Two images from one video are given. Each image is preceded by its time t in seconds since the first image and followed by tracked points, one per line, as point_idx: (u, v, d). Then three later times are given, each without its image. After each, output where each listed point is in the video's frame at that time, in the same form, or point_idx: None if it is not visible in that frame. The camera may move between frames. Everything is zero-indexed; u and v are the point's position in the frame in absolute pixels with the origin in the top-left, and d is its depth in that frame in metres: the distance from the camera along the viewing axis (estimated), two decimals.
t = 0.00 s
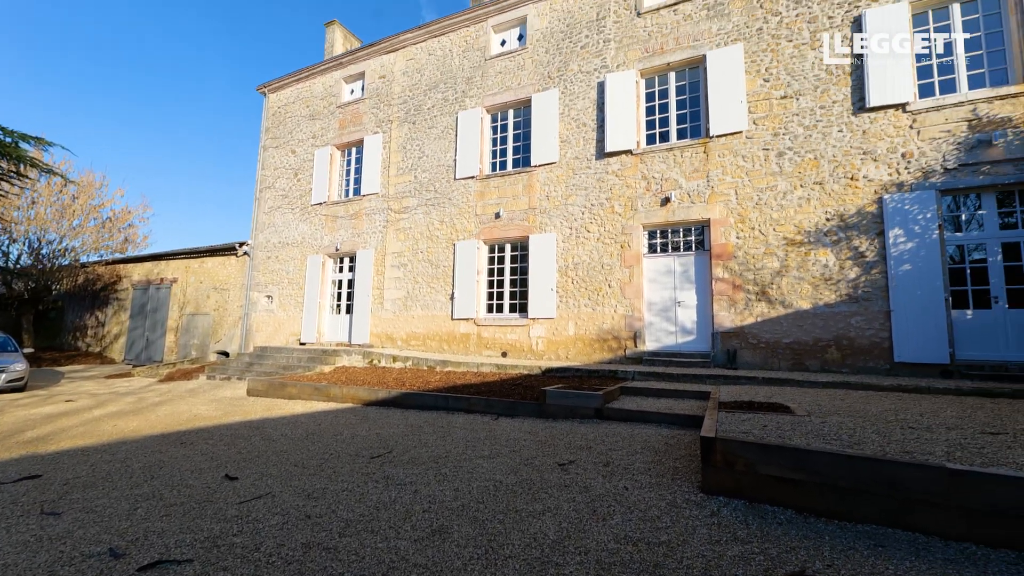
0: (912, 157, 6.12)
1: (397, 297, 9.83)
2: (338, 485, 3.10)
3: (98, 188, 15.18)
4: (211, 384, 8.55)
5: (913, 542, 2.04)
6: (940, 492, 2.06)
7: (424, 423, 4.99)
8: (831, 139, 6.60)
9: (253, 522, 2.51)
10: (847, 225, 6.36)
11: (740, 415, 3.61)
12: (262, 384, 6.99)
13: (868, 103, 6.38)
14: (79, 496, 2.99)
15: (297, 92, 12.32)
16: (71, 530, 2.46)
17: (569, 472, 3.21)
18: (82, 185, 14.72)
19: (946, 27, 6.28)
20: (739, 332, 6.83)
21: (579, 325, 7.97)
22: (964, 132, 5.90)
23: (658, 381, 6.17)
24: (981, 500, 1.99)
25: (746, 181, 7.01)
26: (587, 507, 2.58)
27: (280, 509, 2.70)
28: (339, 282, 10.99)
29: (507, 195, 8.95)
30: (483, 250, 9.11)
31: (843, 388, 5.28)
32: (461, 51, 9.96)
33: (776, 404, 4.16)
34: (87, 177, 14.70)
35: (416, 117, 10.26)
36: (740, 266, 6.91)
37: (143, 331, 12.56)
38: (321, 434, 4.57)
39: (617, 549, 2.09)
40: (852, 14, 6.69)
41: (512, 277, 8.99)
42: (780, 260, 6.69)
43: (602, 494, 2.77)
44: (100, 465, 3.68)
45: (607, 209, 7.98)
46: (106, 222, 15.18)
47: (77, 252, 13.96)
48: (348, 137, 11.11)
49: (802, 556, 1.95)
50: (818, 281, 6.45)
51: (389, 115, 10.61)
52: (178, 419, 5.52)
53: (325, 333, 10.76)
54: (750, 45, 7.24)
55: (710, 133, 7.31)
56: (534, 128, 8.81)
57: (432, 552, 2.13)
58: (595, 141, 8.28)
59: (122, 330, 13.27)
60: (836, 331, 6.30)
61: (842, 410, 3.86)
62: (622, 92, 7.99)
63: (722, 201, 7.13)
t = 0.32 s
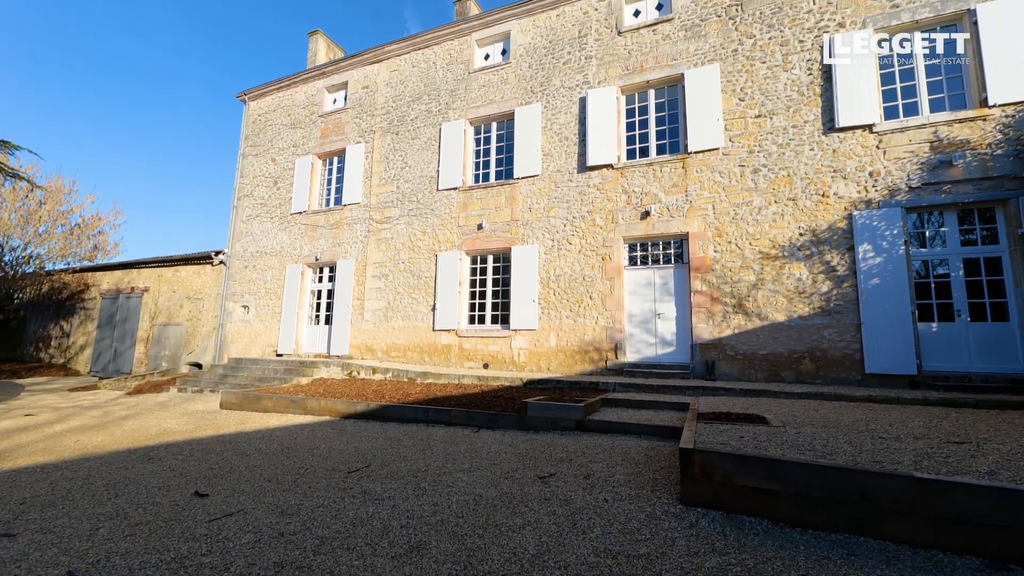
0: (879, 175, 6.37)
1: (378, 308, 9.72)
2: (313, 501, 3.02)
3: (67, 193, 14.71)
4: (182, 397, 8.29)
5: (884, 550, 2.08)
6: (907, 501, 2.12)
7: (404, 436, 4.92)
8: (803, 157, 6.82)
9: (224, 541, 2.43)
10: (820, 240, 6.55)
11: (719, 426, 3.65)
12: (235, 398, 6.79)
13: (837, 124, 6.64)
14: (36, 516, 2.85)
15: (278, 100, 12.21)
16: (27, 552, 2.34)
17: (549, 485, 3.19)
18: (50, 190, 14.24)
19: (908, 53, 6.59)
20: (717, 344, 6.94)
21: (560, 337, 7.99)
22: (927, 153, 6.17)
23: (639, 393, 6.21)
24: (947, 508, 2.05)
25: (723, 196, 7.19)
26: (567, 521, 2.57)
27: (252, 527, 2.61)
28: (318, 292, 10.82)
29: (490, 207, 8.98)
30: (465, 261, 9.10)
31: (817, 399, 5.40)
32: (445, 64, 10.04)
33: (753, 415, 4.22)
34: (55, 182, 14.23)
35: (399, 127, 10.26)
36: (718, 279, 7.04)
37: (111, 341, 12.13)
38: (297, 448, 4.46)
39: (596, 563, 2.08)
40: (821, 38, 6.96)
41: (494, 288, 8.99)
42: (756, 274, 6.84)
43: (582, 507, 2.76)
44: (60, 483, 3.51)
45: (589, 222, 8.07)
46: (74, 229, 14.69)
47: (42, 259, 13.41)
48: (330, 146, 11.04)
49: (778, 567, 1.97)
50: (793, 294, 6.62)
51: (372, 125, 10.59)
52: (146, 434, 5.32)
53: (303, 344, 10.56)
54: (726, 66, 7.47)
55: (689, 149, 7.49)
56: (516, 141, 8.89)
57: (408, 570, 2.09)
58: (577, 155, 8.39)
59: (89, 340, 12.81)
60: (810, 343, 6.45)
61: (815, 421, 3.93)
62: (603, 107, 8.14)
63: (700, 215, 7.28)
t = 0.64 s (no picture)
0: (849, 191, 6.59)
1: (358, 317, 9.60)
2: (288, 516, 2.94)
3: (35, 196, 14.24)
4: (152, 408, 8.03)
5: (857, 558, 2.12)
6: (878, 509, 2.17)
7: (383, 448, 4.84)
8: (778, 173, 7.02)
9: (193, 559, 2.35)
10: (794, 253, 6.73)
11: (698, 436, 3.68)
12: (209, 409, 6.60)
13: (810, 141, 6.86)
14: None
15: (260, 105, 12.08)
16: None
17: (530, 497, 3.17)
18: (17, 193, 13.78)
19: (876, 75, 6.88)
20: (696, 354, 7.04)
21: (543, 347, 8.01)
22: (894, 170, 6.42)
23: (620, 403, 6.24)
24: (916, 516, 2.10)
25: (702, 209, 7.34)
26: (548, 533, 2.55)
27: (223, 544, 2.53)
28: (298, 300, 10.65)
29: (473, 216, 9.00)
30: (448, 270, 9.08)
31: (793, 409, 5.51)
32: (430, 74, 10.08)
33: (731, 424, 4.28)
34: (23, 184, 13.77)
35: (382, 136, 10.24)
36: (697, 290, 7.16)
37: (78, 350, 11.71)
38: (273, 461, 4.35)
39: None
40: (794, 59, 7.22)
41: (476, 297, 8.97)
42: (733, 285, 6.98)
43: (563, 518, 2.75)
44: (18, 500, 3.35)
45: (572, 232, 8.14)
46: (42, 233, 14.21)
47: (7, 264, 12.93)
48: (312, 153, 10.94)
49: None
50: (769, 305, 6.76)
51: (355, 133, 10.54)
52: (112, 447, 5.13)
53: (281, 353, 10.34)
54: (705, 83, 7.67)
55: (669, 163, 7.64)
56: (500, 152, 8.95)
57: None
58: (560, 167, 8.49)
59: (54, 349, 12.34)
60: (786, 353, 6.59)
61: (791, 430, 4.00)
62: (586, 120, 8.27)
63: (680, 227, 7.42)
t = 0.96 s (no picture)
0: (819, 206, 6.82)
1: (336, 325, 9.45)
2: (259, 530, 2.86)
3: None
4: (116, 419, 7.71)
5: (826, 563, 2.17)
6: (846, 514, 2.22)
7: (359, 458, 4.75)
8: (752, 187, 7.22)
9: None
10: (767, 264, 6.91)
11: (674, 444, 3.72)
12: (176, 420, 6.38)
13: (781, 157, 7.09)
14: None
15: (237, 109, 11.88)
16: None
17: (509, 507, 3.15)
18: None
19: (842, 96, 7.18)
20: (674, 363, 7.14)
21: (523, 356, 8.01)
22: (860, 187, 6.68)
23: (599, 411, 6.28)
24: (881, 521, 2.17)
25: (679, 220, 7.49)
26: (526, 544, 2.54)
27: (188, 561, 2.44)
28: (273, 308, 10.43)
29: (454, 225, 8.98)
30: (428, 278, 9.02)
31: (766, 417, 5.62)
32: (412, 82, 10.09)
33: (707, 433, 4.34)
34: None
35: (363, 142, 10.18)
36: (674, 300, 7.28)
37: (36, 358, 11.20)
38: (243, 474, 4.22)
39: None
40: (767, 78, 7.47)
41: (457, 306, 8.93)
42: (709, 295, 7.12)
43: (541, 529, 2.74)
44: None
45: (552, 242, 8.20)
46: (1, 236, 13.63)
47: None
48: (291, 158, 10.79)
49: None
50: (743, 315, 6.92)
51: (336, 139, 10.45)
52: (71, 460, 4.90)
53: (254, 362, 10.09)
54: (682, 98, 7.87)
55: (648, 175, 7.79)
56: (482, 161, 8.99)
57: None
58: (541, 177, 8.56)
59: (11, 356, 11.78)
60: (759, 362, 6.74)
61: (764, 438, 4.08)
62: (567, 131, 8.38)
63: (658, 238, 7.55)
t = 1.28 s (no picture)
0: (793, 217, 7.01)
1: (314, 330, 9.29)
2: (231, 542, 2.78)
3: None
4: (80, 428, 7.41)
5: (800, 567, 2.22)
6: (818, 518, 2.27)
7: (336, 467, 4.66)
8: (729, 198, 7.39)
9: None
10: (744, 273, 7.06)
11: (653, 451, 3.76)
12: (145, 428, 6.17)
13: (758, 169, 7.27)
14: None
15: (215, 109, 11.66)
16: None
17: (488, 515, 3.13)
18: None
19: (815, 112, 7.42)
20: (653, 370, 7.21)
21: (504, 362, 7.99)
22: (832, 199, 6.89)
23: (579, 418, 6.30)
24: (852, 526, 2.22)
25: (659, 229, 7.60)
26: (505, 552, 2.52)
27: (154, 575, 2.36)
28: (250, 312, 10.20)
29: (437, 230, 8.95)
30: (409, 283, 8.96)
31: (743, 423, 5.72)
32: (395, 87, 10.06)
33: (685, 439, 4.39)
34: None
35: (345, 146, 10.09)
36: (654, 307, 7.37)
37: None
38: (215, 483, 4.10)
39: None
40: (743, 92, 7.68)
41: (438, 312, 8.88)
42: (688, 303, 7.24)
43: (521, 537, 2.73)
44: None
45: (534, 249, 8.23)
46: None
47: None
48: (270, 161, 10.63)
49: None
50: (721, 323, 7.04)
51: (317, 142, 10.33)
52: (30, 471, 4.68)
53: (229, 368, 9.84)
54: (662, 110, 8.03)
55: (629, 184, 7.90)
56: (465, 167, 9.00)
57: None
58: (524, 184, 8.60)
59: None
60: (736, 369, 6.86)
61: (740, 444, 4.15)
62: (550, 140, 8.45)
63: (639, 246, 7.65)
